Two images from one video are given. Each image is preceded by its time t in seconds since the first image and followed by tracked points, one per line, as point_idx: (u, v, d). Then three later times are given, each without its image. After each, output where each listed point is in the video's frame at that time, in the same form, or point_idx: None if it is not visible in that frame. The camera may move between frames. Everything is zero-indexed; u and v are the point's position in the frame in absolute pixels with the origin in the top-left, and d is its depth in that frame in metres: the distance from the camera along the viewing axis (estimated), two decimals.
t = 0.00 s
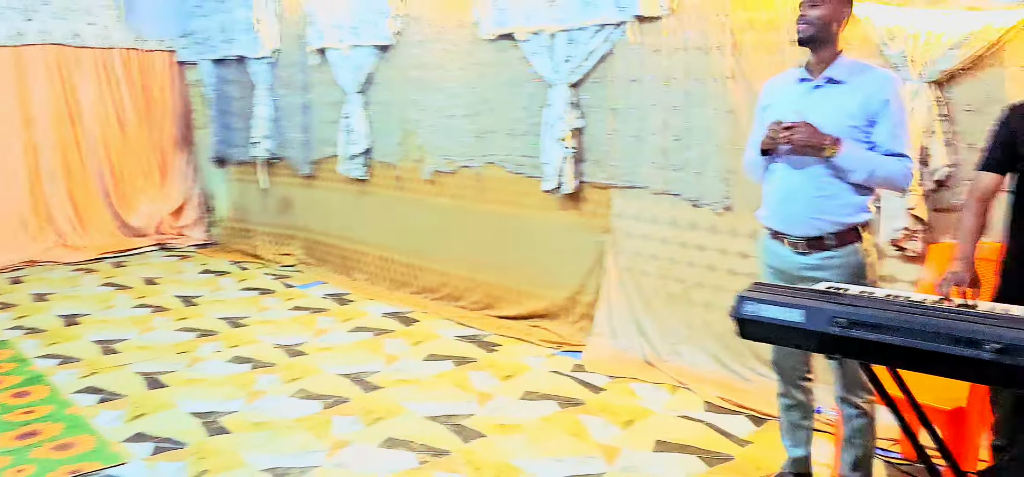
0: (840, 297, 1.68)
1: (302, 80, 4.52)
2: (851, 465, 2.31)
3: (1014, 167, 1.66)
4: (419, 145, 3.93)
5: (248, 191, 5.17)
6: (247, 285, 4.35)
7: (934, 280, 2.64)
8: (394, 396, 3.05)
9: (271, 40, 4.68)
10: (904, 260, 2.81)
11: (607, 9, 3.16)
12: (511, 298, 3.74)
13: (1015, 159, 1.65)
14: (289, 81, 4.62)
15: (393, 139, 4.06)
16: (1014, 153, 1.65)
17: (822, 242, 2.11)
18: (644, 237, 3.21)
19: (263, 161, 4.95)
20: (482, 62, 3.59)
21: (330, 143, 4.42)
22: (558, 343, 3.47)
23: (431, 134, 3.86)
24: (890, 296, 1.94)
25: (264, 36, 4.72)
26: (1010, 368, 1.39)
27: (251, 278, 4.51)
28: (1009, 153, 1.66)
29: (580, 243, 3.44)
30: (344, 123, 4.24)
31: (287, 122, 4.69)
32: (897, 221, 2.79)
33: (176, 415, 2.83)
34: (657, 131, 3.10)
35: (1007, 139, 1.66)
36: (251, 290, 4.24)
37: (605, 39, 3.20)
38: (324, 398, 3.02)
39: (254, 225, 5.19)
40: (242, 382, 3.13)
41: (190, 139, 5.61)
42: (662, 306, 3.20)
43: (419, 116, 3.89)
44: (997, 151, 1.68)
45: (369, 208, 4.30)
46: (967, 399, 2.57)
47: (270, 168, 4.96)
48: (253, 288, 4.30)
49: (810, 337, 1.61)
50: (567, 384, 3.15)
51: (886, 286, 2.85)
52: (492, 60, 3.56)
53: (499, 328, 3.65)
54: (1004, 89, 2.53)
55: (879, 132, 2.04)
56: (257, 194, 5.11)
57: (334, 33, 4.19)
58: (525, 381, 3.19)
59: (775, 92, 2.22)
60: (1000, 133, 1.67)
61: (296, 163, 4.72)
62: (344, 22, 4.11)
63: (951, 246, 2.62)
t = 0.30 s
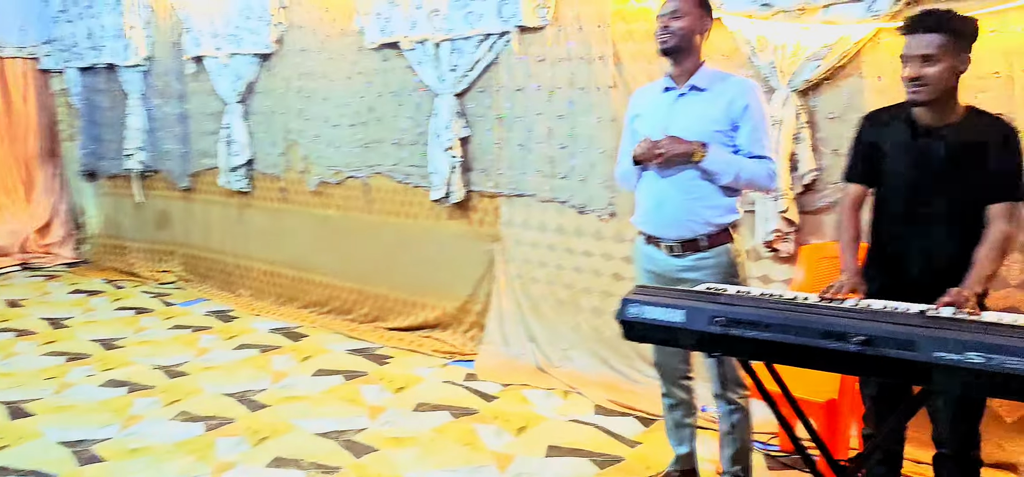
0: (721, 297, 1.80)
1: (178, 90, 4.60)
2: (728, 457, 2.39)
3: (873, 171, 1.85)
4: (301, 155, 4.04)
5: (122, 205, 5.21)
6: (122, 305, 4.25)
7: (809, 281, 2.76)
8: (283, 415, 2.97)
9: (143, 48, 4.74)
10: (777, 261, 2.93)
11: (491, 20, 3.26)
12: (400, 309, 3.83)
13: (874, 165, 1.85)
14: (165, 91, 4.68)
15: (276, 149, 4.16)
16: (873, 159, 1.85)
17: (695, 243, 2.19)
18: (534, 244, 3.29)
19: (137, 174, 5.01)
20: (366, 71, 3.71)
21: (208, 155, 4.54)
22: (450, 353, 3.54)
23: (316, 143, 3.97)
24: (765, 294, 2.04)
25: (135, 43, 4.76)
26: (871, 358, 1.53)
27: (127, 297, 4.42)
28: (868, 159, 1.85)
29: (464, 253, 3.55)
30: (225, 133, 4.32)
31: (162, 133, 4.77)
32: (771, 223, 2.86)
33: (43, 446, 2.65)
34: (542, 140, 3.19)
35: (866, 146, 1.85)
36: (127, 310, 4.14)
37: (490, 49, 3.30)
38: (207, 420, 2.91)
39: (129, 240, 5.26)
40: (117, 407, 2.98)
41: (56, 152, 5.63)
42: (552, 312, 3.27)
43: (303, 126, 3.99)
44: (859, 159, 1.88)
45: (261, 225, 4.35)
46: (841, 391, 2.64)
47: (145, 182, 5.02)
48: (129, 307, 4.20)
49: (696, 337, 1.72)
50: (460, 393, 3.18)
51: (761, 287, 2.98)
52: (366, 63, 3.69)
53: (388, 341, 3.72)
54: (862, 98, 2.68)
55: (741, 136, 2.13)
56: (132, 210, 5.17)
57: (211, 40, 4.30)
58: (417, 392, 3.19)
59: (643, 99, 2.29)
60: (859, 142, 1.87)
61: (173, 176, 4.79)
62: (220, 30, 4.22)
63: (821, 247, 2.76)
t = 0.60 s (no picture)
0: (630, 302, 1.81)
1: (68, 101, 4.81)
2: (636, 462, 2.41)
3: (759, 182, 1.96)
4: (203, 167, 4.31)
5: (9, 221, 5.38)
6: (12, 327, 4.43)
7: (710, 285, 2.76)
8: (187, 436, 2.88)
9: (30, 56, 4.91)
10: (682, 266, 3.01)
11: (399, 30, 3.44)
12: (310, 324, 4.04)
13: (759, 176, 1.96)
14: (54, 101, 4.89)
15: (175, 161, 4.41)
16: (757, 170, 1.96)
17: (598, 249, 2.21)
18: (442, 253, 3.47)
19: (25, 189, 5.19)
20: (271, 80, 3.95)
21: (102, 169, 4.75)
22: (361, 366, 3.70)
23: (219, 156, 4.23)
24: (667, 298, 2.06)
25: (21, 51, 4.92)
26: (771, 359, 1.55)
27: (15, 317, 4.66)
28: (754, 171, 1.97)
29: (368, 269, 3.78)
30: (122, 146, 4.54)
31: (52, 145, 4.95)
32: (674, 229, 2.89)
33: None
34: (451, 150, 3.37)
35: (750, 159, 1.98)
36: (16, 332, 4.29)
37: (397, 58, 3.50)
38: (104, 445, 2.80)
39: (17, 258, 5.40)
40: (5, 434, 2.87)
41: None
42: (463, 322, 3.43)
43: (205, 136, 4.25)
44: (746, 171, 2.00)
45: (178, 246, 4.53)
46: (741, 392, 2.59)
47: (32, 196, 5.22)
48: (17, 329, 4.36)
49: (604, 342, 1.73)
50: (371, 405, 3.24)
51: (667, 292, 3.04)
52: (271, 73, 3.95)
53: (298, 355, 3.90)
54: (759, 108, 2.76)
55: (636, 142, 2.19)
56: (17, 228, 5.37)
57: (104, 50, 4.52)
58: (328, 407, 3.22)
59: (544, 112, 2.33)
60: (743, 159, 1.99)
61: (66, 190, 4.97)
62: (114, 38, 4.43)
63: (721, 252, 2.77)
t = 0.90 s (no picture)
0: (575, 305, 1.80)
1: None
2: (584, 465, 2.42)
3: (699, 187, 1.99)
4: (141, 176, 4.28)
5: None
6: None
7: (654, 289, 2.78)
8: (126, 452, 2.80)
9: None
10: (627, 270, 3.04)
11: (342, 35, 3.45)
12: (253, 335, 4.06)
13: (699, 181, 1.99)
14: None
15: (111, 171, 4.37)
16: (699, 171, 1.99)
17: (542, 254, 2.22)
18: (387, 261, 3.51)
19: None
20: (211, 87, 3.94)
21: (30, 177, 4.71)
22: (307, 376, 3.71)
23: (156, 165, 4.20)
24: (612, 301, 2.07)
25: None
26: (715, 360, 1.56)
27: None
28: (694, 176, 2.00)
29: (314, 277, 3.82)
30: (55, 154, 4.47)
31: None
32: (619, 235, 2.91)
33: None
34: (396, 158, 3.40)
35: (691, 165, 2.01)
36: None
37: (340, 65, 3.51)
38: (37, 464, 2.69)
39: None
40: None
41: None
42: (408, 330, 3.47)
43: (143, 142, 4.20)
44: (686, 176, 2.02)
45: (118, 258, 4.48)
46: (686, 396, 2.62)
47: None
48: None
49: (550, 346, 1.72)
50: (317, 415, 3.23)
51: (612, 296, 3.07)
52: (211, 78, 3.93)
53: (241, 367, 3.90)
54: (700, 113, 2.80)
55: (576, 147, 2.21)
56: None
57: (34, 54, 4.45)
58: (273, 418, 3.18)
59: (483, 119, 2.34)
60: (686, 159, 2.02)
61: None
62: (45, 43, 4.39)
63: (664, 256, 2.81)
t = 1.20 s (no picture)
0: (547, 312, 1.80)
1: None
2: (556, 470, 2.41)
3: (676, 188, 2.05)
4: (103, 184, 4.20)
5: None
6: None
7: (624, 294, 2.79)
8: (87, 467, 2.73)
9: None
10: (597, 276, 3.05)
11: (309, 41, 3.42)
12: (219, 346, 4.00)
13: (676, 182, 2.05)
14: None
15: (72, 179, 4.28)
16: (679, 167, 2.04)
17: (519, 257, 2.28)
18: (355, 269, 3.49)
19: None
20: (175, 94, 3.88)
21: None
22: (274, 386, 3.66)
23: (118, 173, 4.13)
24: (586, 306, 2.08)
25: None
26: (686, 364, 1.56)
27: None
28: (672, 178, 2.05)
29: (281, 286, 3.77)
30: (13, 162, 4.38)
31: None
32: (589, 240, 2.93)
33: None
34: (365, 165, 3.38)
35: (670, 167, 2.06)
36: None
37: (308, 71, 3.48)
38: None
39: None
40: None
41: None
42: (378, 338, 3.45)
43: (105, 150, 4.12)
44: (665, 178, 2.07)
45: (78, 267, 4.39)
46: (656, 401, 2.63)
47: None
48: None
49: (522, 354, 1.71)
50: (284, 425, 3.19)
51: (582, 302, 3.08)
52: (175, 85, 3.87)
53: (206, 377, 3.83)
54: (667, 120, 2.82)
55: (541, 147, 2.31)
56: None
57: None
58: (239, 429, 3.13)
59: (444, 133, 2.42)
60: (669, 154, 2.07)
61: None
62: (3, 48, 4.29)
63: (635, 261, 2.82)
